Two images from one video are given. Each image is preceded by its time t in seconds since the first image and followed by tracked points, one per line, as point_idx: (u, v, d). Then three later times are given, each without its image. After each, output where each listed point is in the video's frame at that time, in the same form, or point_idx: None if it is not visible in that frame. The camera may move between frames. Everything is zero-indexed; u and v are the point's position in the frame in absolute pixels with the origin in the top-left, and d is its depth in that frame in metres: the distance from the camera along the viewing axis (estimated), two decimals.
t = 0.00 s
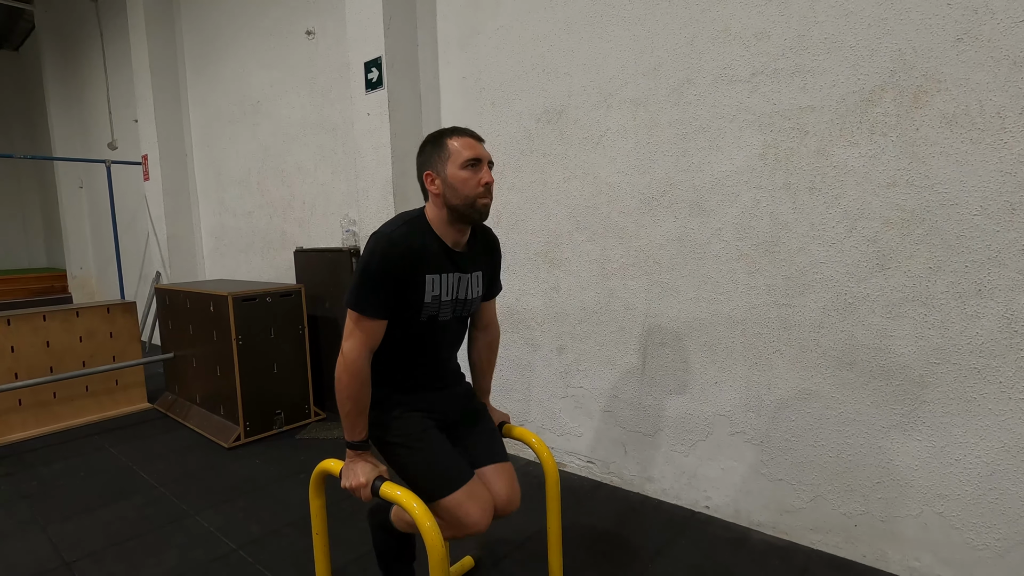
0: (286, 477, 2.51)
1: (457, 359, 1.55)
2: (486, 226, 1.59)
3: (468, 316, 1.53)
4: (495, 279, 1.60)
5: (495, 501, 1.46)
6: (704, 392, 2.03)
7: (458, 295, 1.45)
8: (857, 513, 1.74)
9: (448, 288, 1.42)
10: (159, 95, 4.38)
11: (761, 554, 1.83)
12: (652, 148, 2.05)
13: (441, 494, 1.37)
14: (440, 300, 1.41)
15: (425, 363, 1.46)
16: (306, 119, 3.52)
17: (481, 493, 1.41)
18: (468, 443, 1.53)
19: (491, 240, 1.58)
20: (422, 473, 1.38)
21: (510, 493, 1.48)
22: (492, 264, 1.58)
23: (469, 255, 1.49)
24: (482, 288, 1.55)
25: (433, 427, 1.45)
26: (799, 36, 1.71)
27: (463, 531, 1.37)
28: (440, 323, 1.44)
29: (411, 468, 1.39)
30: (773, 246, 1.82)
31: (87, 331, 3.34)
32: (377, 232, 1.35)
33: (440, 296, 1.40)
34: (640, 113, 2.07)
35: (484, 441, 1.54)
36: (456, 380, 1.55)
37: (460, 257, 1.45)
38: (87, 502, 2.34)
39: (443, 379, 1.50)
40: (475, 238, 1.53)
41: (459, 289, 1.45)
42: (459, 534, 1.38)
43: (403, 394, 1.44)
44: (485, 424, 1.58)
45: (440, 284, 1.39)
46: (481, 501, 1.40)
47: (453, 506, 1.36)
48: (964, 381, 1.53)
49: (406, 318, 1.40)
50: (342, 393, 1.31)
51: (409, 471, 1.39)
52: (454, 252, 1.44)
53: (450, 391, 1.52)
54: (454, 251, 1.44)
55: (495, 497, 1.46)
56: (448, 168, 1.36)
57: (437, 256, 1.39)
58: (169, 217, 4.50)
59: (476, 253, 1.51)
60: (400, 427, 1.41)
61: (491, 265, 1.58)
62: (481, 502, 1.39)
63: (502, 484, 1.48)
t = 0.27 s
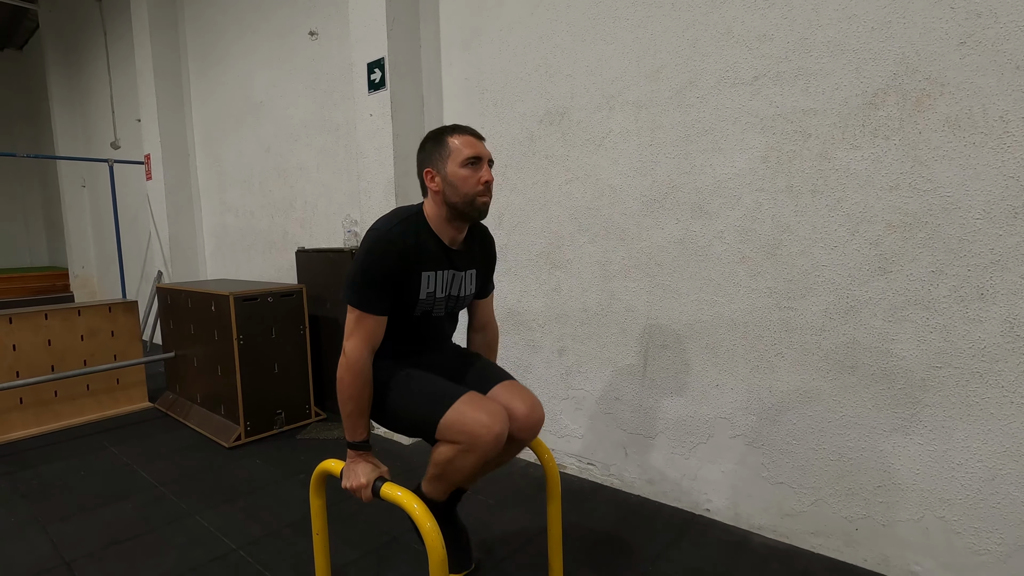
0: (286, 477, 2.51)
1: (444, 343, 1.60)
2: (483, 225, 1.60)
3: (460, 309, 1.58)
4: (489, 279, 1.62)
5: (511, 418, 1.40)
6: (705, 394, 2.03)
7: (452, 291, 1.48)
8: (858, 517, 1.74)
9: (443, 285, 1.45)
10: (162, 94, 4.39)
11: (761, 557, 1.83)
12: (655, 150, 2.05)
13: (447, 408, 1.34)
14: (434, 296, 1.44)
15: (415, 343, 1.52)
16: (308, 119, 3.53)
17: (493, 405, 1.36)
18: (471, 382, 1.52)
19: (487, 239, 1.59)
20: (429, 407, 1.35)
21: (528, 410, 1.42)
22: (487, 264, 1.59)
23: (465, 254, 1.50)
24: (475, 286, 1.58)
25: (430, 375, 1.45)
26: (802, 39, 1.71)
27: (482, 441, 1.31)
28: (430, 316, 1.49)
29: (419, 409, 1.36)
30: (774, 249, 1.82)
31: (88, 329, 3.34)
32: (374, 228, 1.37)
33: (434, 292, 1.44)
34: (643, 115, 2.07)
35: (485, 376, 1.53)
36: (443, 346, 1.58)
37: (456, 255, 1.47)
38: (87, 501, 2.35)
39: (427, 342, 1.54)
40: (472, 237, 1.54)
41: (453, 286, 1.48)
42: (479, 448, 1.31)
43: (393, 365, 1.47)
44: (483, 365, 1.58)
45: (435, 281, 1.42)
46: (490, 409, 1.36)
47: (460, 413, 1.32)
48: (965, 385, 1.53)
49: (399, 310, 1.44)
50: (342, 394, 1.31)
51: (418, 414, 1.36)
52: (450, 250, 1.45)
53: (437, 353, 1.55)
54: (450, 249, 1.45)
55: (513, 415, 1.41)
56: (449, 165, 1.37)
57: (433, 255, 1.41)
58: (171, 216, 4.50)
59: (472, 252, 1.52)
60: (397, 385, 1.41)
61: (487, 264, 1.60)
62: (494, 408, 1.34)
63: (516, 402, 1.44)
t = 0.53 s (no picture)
0: (286, 477, 2.51)
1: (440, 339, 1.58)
2: (473, 223, 1.61)
3: (454, 308, 1.57)
4: (481, 276, 1.62)
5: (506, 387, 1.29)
6: (704, 394, 2.03)
7: (445, 288, 1.48)
8: (857, 517, 1.74)
9: (435, 282, 1.45)
10: (161, 94, 4.38)
11: (761, 557, 1.83)
12: (654, 150, 2.05)
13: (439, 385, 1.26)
14: (426, 293, 1.44)
15: (408, 338, 1.50)
16: (308, 118, 3.53)
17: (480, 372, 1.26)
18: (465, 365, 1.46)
19: (477, 235, 1.60)
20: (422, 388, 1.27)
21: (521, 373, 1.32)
22: (478, 261, 1.60)
23: (456, 251, 1.51)
24: (467, 283, 1.58)
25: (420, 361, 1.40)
26: (801, 40, 1.71)
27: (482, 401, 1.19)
28: (424, 313, 1.48)
29: (412, 392, 1.29)
30: (774, 249, 1.82)
31: (87, 330, 3.34)
32: (365, 226, 1.38)
33: (426, 288, 1.43)
34: (642, 116, 2.08)
35: (479, 357, 1.48)
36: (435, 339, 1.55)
37: (447, 251, 1.47)
38: (87, 501, 2.34)
39: (417, 333, 1.51)
40: (462, 234, 1.55)
41: (446, 282, 1.47)
42: (484, 412, 1.18)
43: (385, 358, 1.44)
44: (476, 350, 1.53)
45: (427, 277, 1.42)
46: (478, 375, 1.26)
47: (450, 389, 1.22)
48: (965, 385, 1.53)
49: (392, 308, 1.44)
50: (343, 393, 1.31)
51: (413, 401, 1.28)
52: (439, 246, 1.45)
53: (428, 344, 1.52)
54: (440, 245, 1.46)
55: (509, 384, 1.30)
56: (436, 164, 1.38)
57: (425, 253, 1.42)
58: (171, 216, 4.50)
59: (462, 249, 1.53)
60: (389, 374, 1.37)
61: (478, 261, 1.60)
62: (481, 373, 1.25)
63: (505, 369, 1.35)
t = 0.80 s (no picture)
0: (285, 476, 2.51)
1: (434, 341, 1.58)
2: (463, 220, 1.62)
3: (447, 305, 1.57)
4: (473, 274, 1.63)
5: (492, 405, 1.32)
6: (703, 392, 2.03)
7: (436, 285, 1.48)
8: (855, 515, 1.75)
9: (427, 278, 1.45)
10: (160, 93, 4.38)
11: (760, 555, 1.83)
12: (654, 148, 2.05)
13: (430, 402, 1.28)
14: (418, 289, 1.44)
15: (402, 340, 1.50)
16: (307, 117, 3.53)
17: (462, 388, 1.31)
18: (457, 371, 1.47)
19: (467, 232, 1.60)
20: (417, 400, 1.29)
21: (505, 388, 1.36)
22: (470, 259, 1.60)
23: (447, 247, 1.52)
24: (459, 280, 1.58)
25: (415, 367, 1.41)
26: (801, 38, 1.71)
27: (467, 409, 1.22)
28: (417, 311, 1.47)
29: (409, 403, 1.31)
30: (773, 247, 1.82)
31: (87, 328, 3.34)
32: (357, 223, 1.38)
33: (418, 284, 1.43)
34: (642, 114, 2.07)
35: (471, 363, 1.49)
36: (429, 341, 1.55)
37: (437, 248, 1.48)
38: (86, 499, 2.34)
39: (410, 335, 1.51)
40: (453, 231, 1.56)
41: (437, 279, 1.48)
42: (473, 418, 1.21)
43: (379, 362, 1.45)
44: (469, 355, 1.54)
45: (419, 273, 1.42)
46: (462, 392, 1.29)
47: (434, 408, 1.26)
48: (963, 383, 1.53)
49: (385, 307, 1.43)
50: (342, 389, 1.32)
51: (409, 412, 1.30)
52: (430, 242, 1.46)
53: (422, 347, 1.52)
54: (430, 242, 1.46)
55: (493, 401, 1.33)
56: (423, 164, 1.40)
57: (418, 249, 1.42)
58: (170, 215, 4.50)
59: (454, 245, 1.54)
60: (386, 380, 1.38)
61: (469, 259, 1.61)
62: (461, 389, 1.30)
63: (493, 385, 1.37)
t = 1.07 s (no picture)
0: (284, 475, 2.51)
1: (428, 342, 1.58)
2: (455, 220, 1.62)
3: (440, 305, 1.56)
4: (466, 272, 1.62)
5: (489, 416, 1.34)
6: (701, 390, 2.04)
7: (429, 283, 1.48)
8: (853, 511, 1.75)
9: (419, 277, 1.44)
10: (156, 92, 4.36)
11: (758, 552, 1.84)
12: (651, 146, 2.05)
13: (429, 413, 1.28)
14: (410, 288, 1.43)
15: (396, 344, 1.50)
16: (303, 116, 3.52)
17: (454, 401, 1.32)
18: (449, 377, 1.47)
19: (460, 233, 1.60)
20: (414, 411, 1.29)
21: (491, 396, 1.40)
22: (462, 258, 1.60)
23: (438, 247, 1.51)
24: (451, 278, 1.58)
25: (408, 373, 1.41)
26: (798, 35, 1.71)
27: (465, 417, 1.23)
28: (409, 310, 1.47)
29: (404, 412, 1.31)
30: (771, 244, 1.83)
31: (83, 328, 3.33)
32: (350, 222, 1.38)
33: (410, 283, 1.43)
34: (639, 112, 2.07)
35: (463, 368, 1.49)
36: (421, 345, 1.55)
37: (428, 248, 1.48)
38: (84, 500, 2.34)
39: (402, 340, 1.51)
40: (444, 231, 1.56)
41: (430, 278, 1.47)
42: (470, 424, 1.21)
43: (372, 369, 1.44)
44: (460, 358, 1.54)
45: (410, 272, 1.42)
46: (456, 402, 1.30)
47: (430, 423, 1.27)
48: (960, 379, 1.54)
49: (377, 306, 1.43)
50: (335, 388, 1.32)
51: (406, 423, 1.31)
52: (421, 242, 1.46)
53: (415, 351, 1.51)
54: (421, 242, 1.46)
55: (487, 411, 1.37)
56: (415, 167, 1.40)
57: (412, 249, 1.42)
58: (166, 215, 4.48)
59: (445, 245, 1.53)
60: (380, 388, 1.38)
61: (462, 258, 1.60)
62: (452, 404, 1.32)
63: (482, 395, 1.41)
